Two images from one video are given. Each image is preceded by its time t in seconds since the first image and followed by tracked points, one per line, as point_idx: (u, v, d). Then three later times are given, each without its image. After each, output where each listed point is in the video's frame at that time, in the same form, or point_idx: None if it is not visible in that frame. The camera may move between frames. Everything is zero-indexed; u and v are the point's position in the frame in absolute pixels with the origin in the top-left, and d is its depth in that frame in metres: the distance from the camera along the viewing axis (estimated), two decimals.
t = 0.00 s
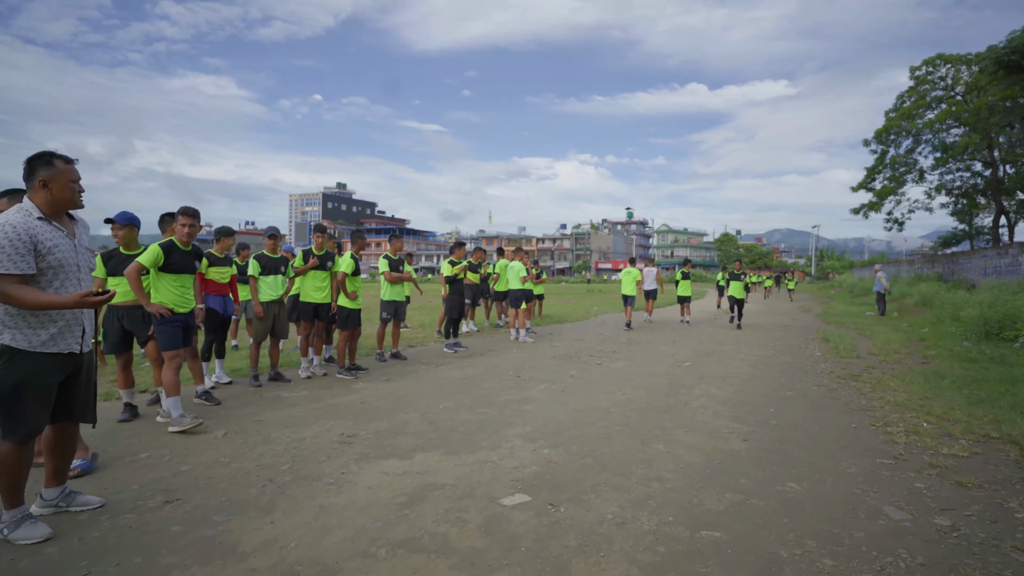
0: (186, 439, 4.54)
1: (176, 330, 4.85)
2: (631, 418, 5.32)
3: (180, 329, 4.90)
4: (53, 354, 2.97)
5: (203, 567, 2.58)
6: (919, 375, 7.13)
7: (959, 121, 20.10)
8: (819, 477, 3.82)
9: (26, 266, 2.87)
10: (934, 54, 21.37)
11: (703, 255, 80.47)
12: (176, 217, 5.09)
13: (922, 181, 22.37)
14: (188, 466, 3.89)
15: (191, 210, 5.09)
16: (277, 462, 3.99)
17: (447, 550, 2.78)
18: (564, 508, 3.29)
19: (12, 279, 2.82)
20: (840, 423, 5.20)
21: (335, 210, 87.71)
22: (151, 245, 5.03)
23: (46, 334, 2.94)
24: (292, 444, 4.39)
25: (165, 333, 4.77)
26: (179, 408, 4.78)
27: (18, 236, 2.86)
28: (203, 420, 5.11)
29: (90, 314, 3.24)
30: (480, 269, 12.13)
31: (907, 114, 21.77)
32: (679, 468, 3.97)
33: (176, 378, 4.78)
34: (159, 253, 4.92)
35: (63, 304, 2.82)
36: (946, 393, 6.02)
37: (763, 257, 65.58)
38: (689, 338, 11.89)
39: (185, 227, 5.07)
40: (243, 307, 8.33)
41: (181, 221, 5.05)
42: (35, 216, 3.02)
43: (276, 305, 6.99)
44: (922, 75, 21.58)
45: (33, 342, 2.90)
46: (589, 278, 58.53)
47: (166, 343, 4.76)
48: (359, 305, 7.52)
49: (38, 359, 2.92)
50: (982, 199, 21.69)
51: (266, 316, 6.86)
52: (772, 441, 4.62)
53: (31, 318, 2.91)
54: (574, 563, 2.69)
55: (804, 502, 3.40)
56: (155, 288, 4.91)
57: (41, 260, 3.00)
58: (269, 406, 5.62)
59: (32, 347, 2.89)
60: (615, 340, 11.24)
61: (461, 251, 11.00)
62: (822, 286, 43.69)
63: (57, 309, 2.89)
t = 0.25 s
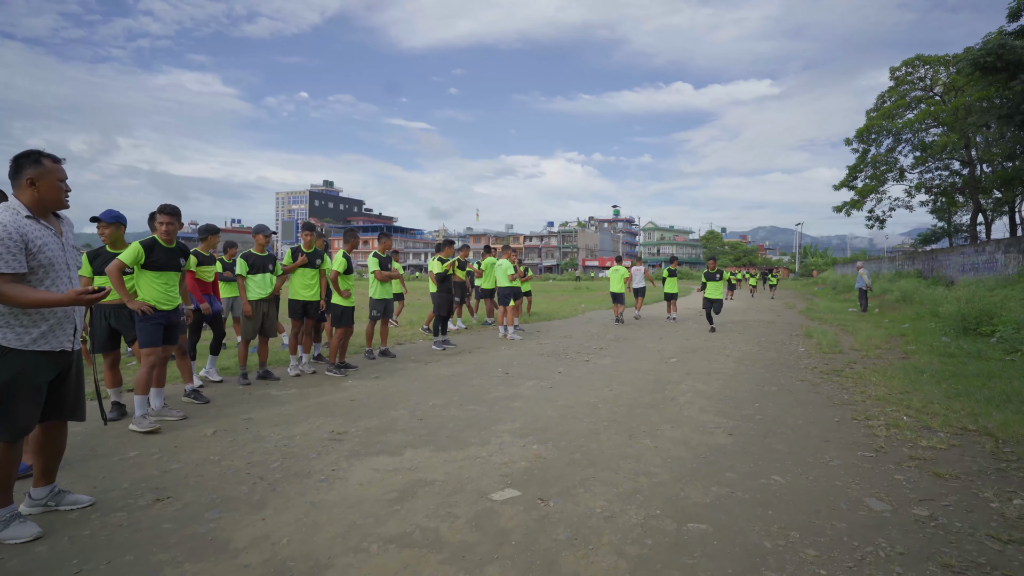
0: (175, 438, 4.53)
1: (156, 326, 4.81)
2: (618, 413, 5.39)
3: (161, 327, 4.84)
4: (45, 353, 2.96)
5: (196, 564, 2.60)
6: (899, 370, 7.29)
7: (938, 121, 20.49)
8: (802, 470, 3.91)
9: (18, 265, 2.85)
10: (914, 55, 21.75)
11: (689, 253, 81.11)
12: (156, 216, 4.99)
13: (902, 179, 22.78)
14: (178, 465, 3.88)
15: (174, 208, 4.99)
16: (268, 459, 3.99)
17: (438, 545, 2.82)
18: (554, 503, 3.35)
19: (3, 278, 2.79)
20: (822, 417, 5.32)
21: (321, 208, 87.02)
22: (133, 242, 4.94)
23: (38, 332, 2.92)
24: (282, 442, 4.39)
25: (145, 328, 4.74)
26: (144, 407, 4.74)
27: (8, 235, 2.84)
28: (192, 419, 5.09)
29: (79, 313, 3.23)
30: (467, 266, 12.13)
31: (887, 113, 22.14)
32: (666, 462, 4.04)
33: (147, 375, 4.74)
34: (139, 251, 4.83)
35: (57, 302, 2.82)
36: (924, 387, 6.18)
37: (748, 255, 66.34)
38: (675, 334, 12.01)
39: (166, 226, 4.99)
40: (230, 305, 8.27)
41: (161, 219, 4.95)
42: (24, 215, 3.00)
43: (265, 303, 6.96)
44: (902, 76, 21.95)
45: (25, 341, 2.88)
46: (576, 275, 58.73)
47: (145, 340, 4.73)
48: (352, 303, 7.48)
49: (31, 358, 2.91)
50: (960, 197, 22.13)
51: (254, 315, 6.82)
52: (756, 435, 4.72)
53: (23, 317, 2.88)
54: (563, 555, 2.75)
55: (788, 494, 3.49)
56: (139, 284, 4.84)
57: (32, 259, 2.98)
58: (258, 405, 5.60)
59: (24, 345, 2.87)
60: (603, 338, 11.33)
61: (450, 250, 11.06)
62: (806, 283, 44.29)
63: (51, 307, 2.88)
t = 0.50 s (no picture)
0: (173, 435, 4.53)
1: (147, 324, 4.81)
2: (615, 413, 5.42)
3: (152, 325, 4.84)
4: (43, 350, 2.97)
5: (194, 561, 2.61)
6: (894, 370, 7.33)
7: (934, 122, 20.58)
8: (797, 469, 3.94)
9: (17, 262, 2.85)
10: (910, 57, 21.83)
11: (686, 253, 81.26)
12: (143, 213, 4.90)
13: (898, 181, 22.87)
14: (176, 462, 3.89)
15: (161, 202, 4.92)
16: (265, 457, 4.00)
17: (436, 542, 2.84)
18: (550, 501, 3.37)
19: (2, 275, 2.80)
20: (818, 417, 5.35)
21: (318, 207, 86.84)
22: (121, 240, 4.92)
23: (36, 329, 2.93)
24: (280, 440, 4.40)
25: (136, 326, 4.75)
26: (120, 404, 4.75)
27: (8, 231, 2.85)
28: (189, 416, 5.09)
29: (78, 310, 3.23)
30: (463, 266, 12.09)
31: (884, 115, 22.22)
32: (662, 461, 4.07)
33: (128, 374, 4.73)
34: (128, 250, 4.83)
35: (56, 300, 2.83)
36: (919, 388, 6.22)
37: (745, 255, 66.51)
38: (672, 334, 12.04)
39: (155, 222, 4.89)
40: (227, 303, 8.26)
41: (150, 216, 4.87)
42: (24, 212, 3.01)
43: (263, 302, 6.96)
44: (899, 77, 22.03)
45: (23, 338, 2.89)
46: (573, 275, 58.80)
47: (137, 338, 4.74)
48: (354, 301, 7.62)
49: (29, 355, 2.91)
50: (956, 199, 22.25)
51: (252, 313, 6.81)
52: (752, 435, 4.75)
53: (22, 314, 2.89)
54: (560, 553, 2.77)
55: (783, 493, 3.52)
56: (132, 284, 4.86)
57: (31, 256, 2.99)
58: (255, 403, 5.61)
59: (22, 342, 2.88)
60: (599, 337, 11.36)
61: (447, 250, 11.11)
62: (802, 284, 44.42)
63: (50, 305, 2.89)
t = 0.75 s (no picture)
0: (166, 439, 4.51)
1: (135, 326, 4.77)
2: (610, 418, 5.42)
3: (138, 328, 4.79)
4: (33, 353, 2.95)
5: (186, 566, 2.60)
6: (887, 377, 7.37)
7: (927, 130, 20.76)
8: (791, 475, 3.95)
9: (10, 265, 2.85)
10: (904, 65, 22.01)
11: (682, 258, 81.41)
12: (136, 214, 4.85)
13: (892, 188, 23.04)
14: (169, 466, 3.87)
15: (145, 204, 4.83)
16: (259, 461, 3.99)
17: (429, 548, 2.83)
18: (544, 506, 3.36)
19: None
20: (812, 423, 5.37)
21: (314, 209, 86.75)
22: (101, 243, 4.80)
23: (25, 333, 2.92)
24: (274, 444, 4.38)
25: (123, 329, 4.71)
26: (112, 408, 4.73)
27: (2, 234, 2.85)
28: (183, 420, 5.07)
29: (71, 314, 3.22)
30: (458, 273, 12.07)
31: (879, 122, 22.39)
32: (657, 466, 4.07)
33: (115, 376, 4.71)
34: (110, 254, 4.73)
35: (48, 304, 2.82)
36: (912, 395, 6.26)
37: (740, 261, 66.77)
38: (667, 340, 12.07)
39: (149, 223, 4.87)
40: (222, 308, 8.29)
41: (142, 218, 4.84)
42: (19, 215, 3.00)
43: (258, 305, 6.99)
44: (893, 85, 22.22)
45: (14, 342, 2.87)
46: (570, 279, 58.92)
47: (124, 341, 4.71)
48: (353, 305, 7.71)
49: (20, 358, 2.90)
50: (950, 206, 22.41)
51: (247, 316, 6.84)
52: (747, 440, 4.76)
53: (13, 317, 2.88)
54: (554, 559, 2.76)
55: (777, 499, 3.52)
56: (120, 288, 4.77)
57: (24, 259, 2.98)
58: (250, 406, 5.58)
59: (12, 346, 2.86)
60: (595, 342, 11.37)
61: (444, 254, 11.14)
62: (797, 290, 44.61)
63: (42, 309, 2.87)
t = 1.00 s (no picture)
0: (166, 441, 4.51)
1: (128, 330, 4.77)
2: (609, 419, 5.42)
3: (131, 332, 4.79)
4: (30, 356, 2.96)
5: (186, 568, 2.60)
6: (887, 378, 7.38)
7: (926, 132, 20.81)
8: (790, 477, 3.95)
9: (8, 268, 2.86)
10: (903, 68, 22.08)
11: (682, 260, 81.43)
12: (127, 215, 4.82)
13: (891, 190, 23.07)
14: (169, 468, 3.87)
15: (137, 207, 4.80)
16: (259, 463, 3.99)
17: (429, 549, 2.83)
18: (544, 508, 3.36)
19: None
20: (811, 424, 5.37)
21: (314, 212, 86.80)
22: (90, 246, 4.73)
23: (22, 335, 2.92)
24: (274, 446, 4.38)
25: (115, 333, 4.70)
26: (111, 411, 4.73)
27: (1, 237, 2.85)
28: (183, 422, 5.07)
29: (68, 317, 3.23)
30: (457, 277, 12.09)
31: (878, 124, 22.44)
32: (656, 468, 4.08)
33: (110, 378, 4.73)
34: (101, 257, 4.70)
35: (46, 306, 2.83)
36: (912, 396, 6.27)
37: (740, 263, 66.82)
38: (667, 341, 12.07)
39: (141, 225, 4.86)
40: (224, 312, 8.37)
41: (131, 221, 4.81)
42: (17, 217, 3.01)
43: (258, 307, 7.00)
44: (892, 87, 22.27)
45: (9, 345, 2.87)
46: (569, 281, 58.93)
47: (116, 345, 4.70)
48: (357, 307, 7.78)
49: (17, 362, 2.90)
50: (949, 208, 22.44)
51: (247, 318, 6.84)
52: (746, 442, 4.77)
53: (10, 320, 2.88)
54: (553, 560, 2.77)
55: (777, 500, 3.52)
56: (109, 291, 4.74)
57: (22, 262, 2.99)
58: (249, 409, 5.58)
59: (9, 348, 2.87)
60: (595, 344, 11.36)
61: (445, 257, 11.15)
62: (797, 292, 44.65)
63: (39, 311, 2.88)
